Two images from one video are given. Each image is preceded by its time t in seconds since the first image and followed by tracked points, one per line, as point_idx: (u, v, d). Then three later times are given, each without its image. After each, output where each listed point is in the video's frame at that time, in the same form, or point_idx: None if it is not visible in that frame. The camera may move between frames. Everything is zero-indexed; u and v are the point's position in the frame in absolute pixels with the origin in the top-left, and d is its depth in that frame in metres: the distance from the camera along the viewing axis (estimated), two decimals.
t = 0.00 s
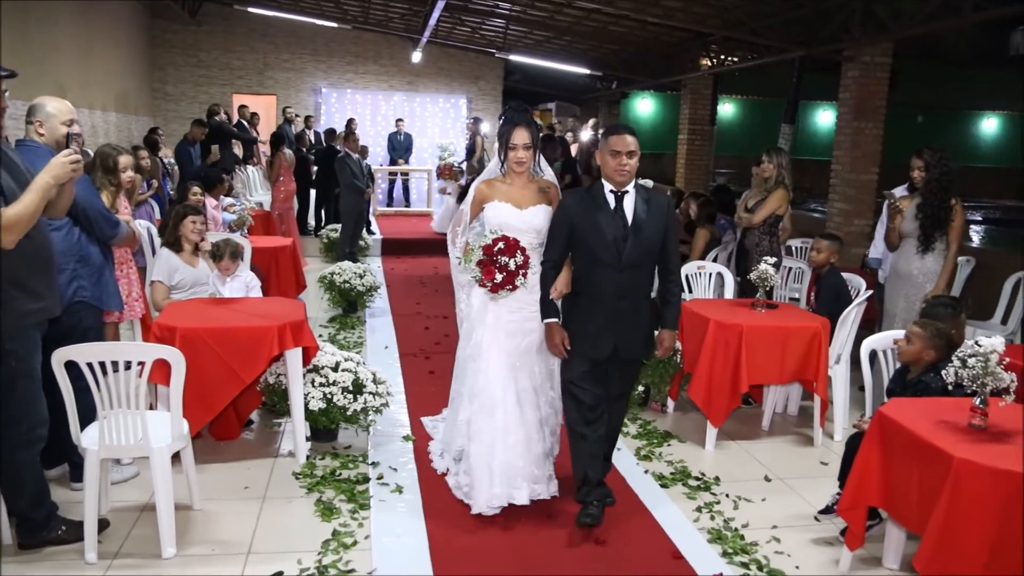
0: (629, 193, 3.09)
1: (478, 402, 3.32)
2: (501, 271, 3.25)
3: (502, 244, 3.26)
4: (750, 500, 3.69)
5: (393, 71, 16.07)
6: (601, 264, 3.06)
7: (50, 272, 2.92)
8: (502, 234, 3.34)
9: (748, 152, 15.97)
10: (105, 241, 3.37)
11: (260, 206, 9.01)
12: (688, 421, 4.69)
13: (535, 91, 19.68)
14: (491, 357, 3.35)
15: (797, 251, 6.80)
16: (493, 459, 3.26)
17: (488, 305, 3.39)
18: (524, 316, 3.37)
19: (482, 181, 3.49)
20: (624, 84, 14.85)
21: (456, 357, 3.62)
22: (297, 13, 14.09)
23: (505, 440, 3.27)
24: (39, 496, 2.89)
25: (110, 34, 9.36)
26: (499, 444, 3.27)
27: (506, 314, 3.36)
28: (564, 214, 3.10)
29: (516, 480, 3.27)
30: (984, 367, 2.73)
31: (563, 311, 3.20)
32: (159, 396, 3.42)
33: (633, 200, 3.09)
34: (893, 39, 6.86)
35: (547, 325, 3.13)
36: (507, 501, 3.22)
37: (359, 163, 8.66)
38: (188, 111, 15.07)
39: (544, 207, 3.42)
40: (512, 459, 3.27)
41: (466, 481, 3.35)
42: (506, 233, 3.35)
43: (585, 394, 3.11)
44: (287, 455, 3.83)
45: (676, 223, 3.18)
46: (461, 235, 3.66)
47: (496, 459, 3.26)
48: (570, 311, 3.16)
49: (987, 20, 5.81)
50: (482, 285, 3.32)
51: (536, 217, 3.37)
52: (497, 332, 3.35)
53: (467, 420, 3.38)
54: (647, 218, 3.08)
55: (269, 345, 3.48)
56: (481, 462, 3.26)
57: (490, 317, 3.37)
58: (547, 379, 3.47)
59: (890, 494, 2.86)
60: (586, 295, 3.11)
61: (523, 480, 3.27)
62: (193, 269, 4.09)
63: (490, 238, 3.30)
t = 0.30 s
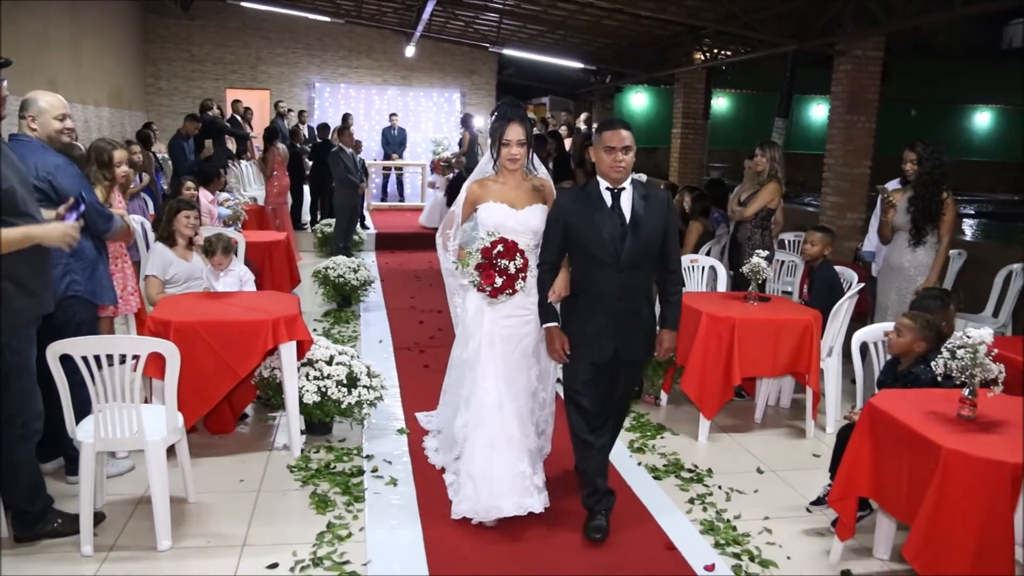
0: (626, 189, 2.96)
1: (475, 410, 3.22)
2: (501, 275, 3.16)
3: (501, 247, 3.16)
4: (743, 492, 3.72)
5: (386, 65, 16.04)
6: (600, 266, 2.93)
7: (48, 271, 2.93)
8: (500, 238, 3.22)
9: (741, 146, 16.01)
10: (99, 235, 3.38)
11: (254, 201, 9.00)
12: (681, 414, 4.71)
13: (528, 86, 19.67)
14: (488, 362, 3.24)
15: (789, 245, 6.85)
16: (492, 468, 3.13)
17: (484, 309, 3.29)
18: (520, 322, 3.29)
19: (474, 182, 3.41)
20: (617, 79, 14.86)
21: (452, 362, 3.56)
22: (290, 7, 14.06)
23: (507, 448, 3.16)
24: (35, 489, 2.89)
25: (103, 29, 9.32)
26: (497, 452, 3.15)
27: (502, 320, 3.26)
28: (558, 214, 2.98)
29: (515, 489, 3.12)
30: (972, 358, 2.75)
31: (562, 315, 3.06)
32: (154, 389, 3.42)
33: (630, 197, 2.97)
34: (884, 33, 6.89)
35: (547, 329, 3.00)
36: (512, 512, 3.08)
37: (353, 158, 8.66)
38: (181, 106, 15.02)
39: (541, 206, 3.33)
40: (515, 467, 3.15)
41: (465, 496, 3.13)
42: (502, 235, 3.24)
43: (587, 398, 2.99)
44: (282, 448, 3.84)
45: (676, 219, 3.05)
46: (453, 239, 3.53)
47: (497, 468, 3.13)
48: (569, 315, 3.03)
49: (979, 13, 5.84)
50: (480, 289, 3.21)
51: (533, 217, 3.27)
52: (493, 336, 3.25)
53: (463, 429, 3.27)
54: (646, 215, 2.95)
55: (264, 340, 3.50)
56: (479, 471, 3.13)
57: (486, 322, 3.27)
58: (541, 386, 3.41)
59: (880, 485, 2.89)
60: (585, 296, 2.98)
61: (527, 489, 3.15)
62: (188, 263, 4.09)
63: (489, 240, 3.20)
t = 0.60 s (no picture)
0: (620, 184, 2.92)
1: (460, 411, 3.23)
2: (492, 275, 3.07)
3: (494, 246, 3.08)
4: (733, 485, 3.75)
5: (378, 62, 16.03)
6: (597, 265, 2.87)
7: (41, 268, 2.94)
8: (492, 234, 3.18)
9: (732, 142, 16.07)
10: (90, 231, 3.37)
11: (245, 197, 8.99)
12: (672, 409, 4.74)
13: (519, 82, 19.68)
14: (477, 363, 3.20)
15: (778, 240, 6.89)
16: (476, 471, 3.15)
17: (473, 308, 3.23)
18: (510, 322, 3.23)
19: (462, 175, 3.36)
20: (609, 75, 14.89)
21: (440, 356, 3.52)
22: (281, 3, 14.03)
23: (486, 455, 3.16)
24: (28, 484, 2.89)
25: (93, 25, 9.28)
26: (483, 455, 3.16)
27: (491, 321, 3.21)
28: (552, 214, 2.90)
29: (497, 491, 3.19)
30: (958, 351, 2.79)
31: (559, 318, 2.99)
32: (146, 385, 3.43)
33: (625, 191, 2.92)
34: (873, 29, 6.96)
35: (545, 335, 2.92)
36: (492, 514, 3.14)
37: (345, 154, 8.66)
38: (172, 102, 14.96)
39: (531, 202, 3.30)
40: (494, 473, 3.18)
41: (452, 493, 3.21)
42: (492, 231, 3.20)
43: (580, 403, 2.95)
44: (274, 444, 3.85)
45: (671, 213, 3.00)
46: (439, 234, 3.44)
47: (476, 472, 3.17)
48: (569, 317, 2.95)
49: (966, 10, 5.89)
50: (471, 290, 3.13)
51: (523, 214, 3.24)
52: (483, 337, 3.20)
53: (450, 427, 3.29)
54: (640, 209, 2.90)
55: (255, 336, 3.50)
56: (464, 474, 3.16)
57: (475, 322, 3.22)
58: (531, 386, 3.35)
59: (866, 477, 2.92)
60: (583, 299, 2.92)
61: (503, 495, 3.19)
62: (179, 260, 4.09)
63: (479, 238, 3.12)
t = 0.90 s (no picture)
0: (617, 188, 2.78)
1: (456, 422, 3.01)
2: (481, 284, 2.92)
3: (483, 253, 2.92)
4: (720, 485, 3.77)
5: (365, 63, 16.00)
6: (592, 272, 2.74)
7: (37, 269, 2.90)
8: (481, 240, 3.02)
9: (719, 144, 16.16)
10: (78, 233, 3.35)
11: (232, 199, 8.95)
12: (660, 410, 4.78)
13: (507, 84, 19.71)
14: (468, 373, 3.01)
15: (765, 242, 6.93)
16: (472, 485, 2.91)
17: (463, 318, 3.07)
18: (504, 326, 3.04)
19: (450, 177, 3.25)
20: (596, 77, 14.94)
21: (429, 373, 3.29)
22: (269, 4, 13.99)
23: (483, 469, 2.89)
24: (16, 487, 2.88)
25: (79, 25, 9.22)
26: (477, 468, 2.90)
27: (483, 325, 3.03)
28: (545, 218, 2.79)
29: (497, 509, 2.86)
30: (942, 351, 2.82)
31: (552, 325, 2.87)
32: (134, 387, 3.42)
33: (623, 197, 2.78)
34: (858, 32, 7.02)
35: (536, 341, 2.82)
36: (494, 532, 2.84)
37: (332, 155, 8.64)
38: (159, 103, 14.87)
39: (520, 206, 3.18)
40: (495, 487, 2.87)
41: (450, 511, 3.00)
42: (480, 236, 3.08)
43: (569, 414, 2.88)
44: (262, 445, 3.84)
45: (670, 219, 2.87)
46: (426, 239, 3.32)
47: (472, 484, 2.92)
48: (563, 325, 2.82)
49: (948, 13, 5.95)
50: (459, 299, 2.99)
51: (512, 218, 3.12)
52: (473, 346, 3.02)
53: (445, 443, 3.06)
54: (639, 214, 2.76)
55: (243, 338, 3.49)
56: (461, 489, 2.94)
57: (466, 331, 3.05)
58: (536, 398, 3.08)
59: (853, 476, 2.94)
60: (576, 307, 2.79)
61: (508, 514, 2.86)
62: (167, 261, 4.08)
63: (468, 245, 2.98)
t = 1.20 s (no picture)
0: (627, 194, 2.66)
1: (452, 437, 2.98)
2: (474, 297, 2.83)
3: (478, 264, 2.84)
4: (708, 483, 3.80)
5: (353, 63, 15.95)
6: (595, 281, 2.62)
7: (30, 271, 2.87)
8: (478, 249, 2.95)
9: (706, 145, 16.23)
10: (66, 233, 3.34)
11: (219, 199, 8.91)
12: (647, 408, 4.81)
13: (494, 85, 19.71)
14: (462, 386, 2.97)
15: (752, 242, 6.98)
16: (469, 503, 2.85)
17: (459, 331, 3.02)
18: (502, 340, 2.97)
19: (450, 184, 3.19)
20: (584, 77, 14.97)
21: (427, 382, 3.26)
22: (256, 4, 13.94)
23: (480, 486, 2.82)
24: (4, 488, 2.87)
25: (64, 24, 9.15)
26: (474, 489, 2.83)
27: (480, 339, 2.97)
28: (550, 221, 2.68)
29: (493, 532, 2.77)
30: (926, 349, 2.85)
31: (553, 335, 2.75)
32: (123, 387, 3.41)
33: (632, 202, 2.66)
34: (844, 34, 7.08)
35: (536, 350, 2.71)
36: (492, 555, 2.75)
37: (320, 155, 8.63)
38: (145, 102, 14.78)
39: (522, 212, 3.09)
40: (485, 508, 2.80)
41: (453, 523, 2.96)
42: (478, 245, 3.00)
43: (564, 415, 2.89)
44: (251, 445, 3.83)
45: (681, 229, 2.75)
46: (427, 247, 3.28)
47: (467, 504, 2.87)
48: (564, 334, 2.71)
49: (934, 15, 5.99)
50: (455, 311, 2.90)
51: (512, 225, 3.03)
52: (468, 359, 2.97)
53: (445, 458, 3.01)
54: (647, 221, 2.65)
55: (233, 337, 3.49)
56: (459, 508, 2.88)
57: (462, 343, 3.00)
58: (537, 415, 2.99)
59: (837, 474, 2.98)
60: (579, 317, 2.67)
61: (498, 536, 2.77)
62: (154, 261, 4.07)
63: (465, 255, 2.89)
